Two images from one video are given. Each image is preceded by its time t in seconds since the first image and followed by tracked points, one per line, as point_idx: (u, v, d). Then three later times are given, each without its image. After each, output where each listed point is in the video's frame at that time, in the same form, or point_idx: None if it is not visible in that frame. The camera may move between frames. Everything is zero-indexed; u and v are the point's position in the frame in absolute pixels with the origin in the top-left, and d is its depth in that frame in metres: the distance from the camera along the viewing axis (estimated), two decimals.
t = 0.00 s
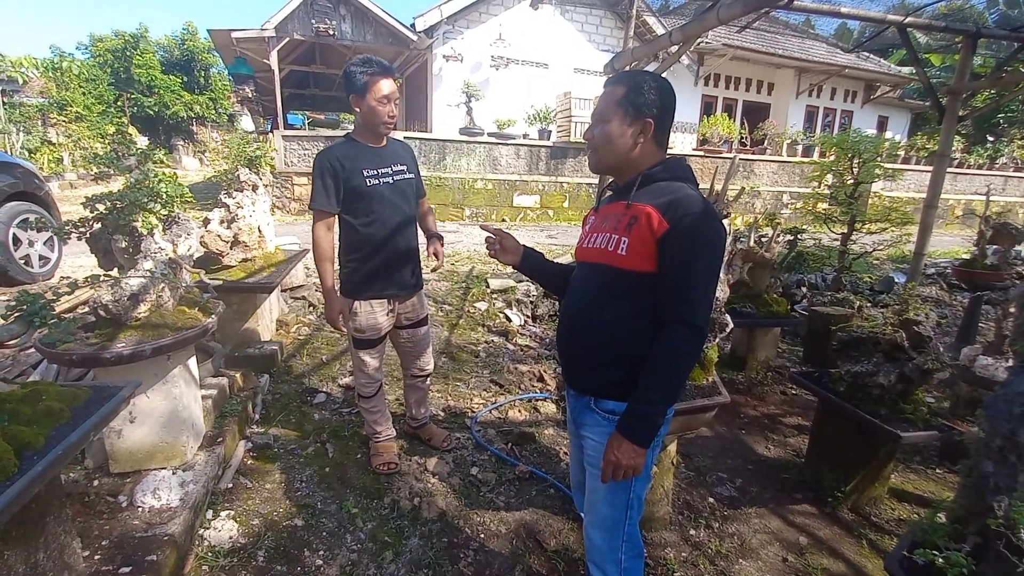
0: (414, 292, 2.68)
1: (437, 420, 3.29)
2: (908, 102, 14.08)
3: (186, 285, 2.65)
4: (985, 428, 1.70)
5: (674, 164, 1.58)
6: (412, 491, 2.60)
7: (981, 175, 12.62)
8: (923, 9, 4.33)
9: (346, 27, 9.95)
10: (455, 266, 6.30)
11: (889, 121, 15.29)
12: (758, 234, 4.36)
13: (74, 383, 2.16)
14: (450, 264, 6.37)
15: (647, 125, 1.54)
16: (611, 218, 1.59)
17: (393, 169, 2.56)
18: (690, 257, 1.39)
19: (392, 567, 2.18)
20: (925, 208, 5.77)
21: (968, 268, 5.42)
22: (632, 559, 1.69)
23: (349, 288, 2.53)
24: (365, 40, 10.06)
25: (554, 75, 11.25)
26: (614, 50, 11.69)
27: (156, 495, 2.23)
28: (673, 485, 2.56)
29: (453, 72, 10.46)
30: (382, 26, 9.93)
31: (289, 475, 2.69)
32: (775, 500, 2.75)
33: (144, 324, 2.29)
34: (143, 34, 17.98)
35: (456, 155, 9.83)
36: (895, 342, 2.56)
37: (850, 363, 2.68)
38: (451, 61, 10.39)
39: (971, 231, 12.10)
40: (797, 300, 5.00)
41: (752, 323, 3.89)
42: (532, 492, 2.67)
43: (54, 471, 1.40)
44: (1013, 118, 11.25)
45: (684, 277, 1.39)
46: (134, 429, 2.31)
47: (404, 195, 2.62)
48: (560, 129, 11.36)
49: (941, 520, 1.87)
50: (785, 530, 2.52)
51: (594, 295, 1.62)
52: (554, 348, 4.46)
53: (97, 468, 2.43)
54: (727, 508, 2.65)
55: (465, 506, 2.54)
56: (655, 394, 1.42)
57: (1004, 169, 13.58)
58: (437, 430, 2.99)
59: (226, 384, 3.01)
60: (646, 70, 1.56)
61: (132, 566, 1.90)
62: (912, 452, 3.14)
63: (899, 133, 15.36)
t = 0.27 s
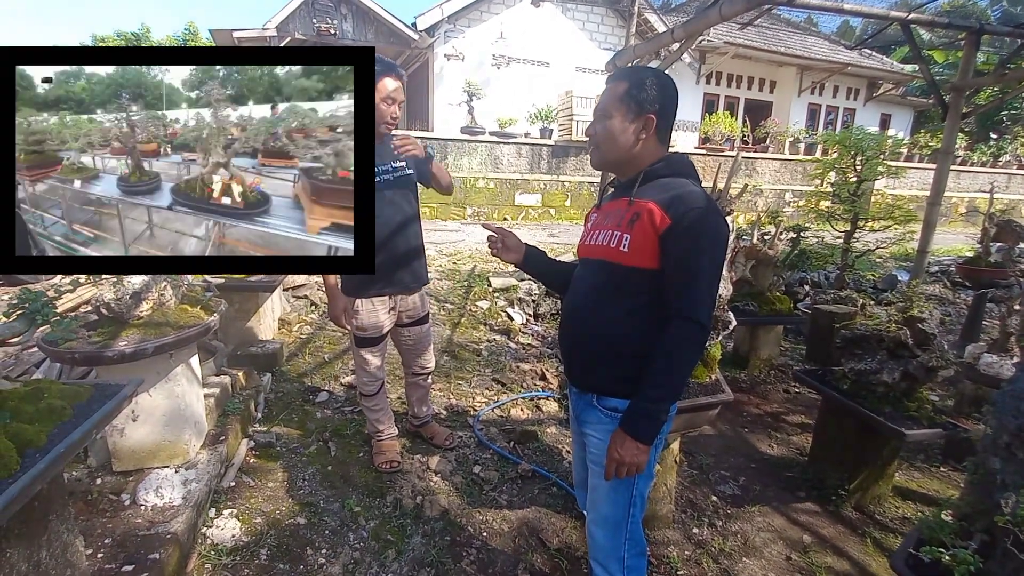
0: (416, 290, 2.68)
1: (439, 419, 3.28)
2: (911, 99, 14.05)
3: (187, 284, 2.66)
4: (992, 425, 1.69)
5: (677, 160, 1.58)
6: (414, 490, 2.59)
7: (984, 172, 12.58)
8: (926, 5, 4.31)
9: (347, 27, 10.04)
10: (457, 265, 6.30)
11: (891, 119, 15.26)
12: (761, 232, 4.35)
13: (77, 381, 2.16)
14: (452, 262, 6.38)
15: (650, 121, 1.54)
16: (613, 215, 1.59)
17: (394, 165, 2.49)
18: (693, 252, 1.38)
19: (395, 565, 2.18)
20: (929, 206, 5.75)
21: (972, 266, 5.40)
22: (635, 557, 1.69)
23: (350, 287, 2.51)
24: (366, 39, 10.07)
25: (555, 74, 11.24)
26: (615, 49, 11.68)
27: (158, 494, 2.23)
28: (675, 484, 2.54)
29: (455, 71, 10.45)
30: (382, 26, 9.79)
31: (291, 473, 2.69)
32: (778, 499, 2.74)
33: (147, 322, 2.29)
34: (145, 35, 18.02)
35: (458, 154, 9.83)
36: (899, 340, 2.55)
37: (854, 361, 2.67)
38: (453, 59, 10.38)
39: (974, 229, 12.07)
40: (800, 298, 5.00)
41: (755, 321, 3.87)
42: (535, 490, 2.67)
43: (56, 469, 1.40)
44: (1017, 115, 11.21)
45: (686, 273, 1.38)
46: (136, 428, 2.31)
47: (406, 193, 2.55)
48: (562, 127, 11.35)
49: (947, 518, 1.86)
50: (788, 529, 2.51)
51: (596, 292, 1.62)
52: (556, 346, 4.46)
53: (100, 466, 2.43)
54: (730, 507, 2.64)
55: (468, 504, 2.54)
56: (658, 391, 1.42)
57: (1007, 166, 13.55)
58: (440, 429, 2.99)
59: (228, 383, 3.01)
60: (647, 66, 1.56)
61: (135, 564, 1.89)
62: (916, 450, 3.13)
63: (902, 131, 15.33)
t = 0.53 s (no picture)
0: (417, 289, 2.67)
1: (441, 418, 3.28)
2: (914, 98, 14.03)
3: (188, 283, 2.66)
4: (998, 424, 1.68)
5: (680, 158, 1.57)
6: (416, 489, 2.59)
7: (987, 171, 12.56)
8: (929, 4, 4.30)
9: (348, 27, 10.04)
10: (458, 264, 6.30)
11: (894, 118, 15.22)
12: (763, 231, 4.33)
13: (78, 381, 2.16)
14: (453, 262, 6.37)
15: (652, 119, 1.53)
16: (615, 214, 1.58)
17: (392, 163, 2.47)
18: (695, 250, 1.37)
19: (397, 565, 2.17)
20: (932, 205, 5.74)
21: (976, 265, 5.35)
22: (637, 557, 1.68)
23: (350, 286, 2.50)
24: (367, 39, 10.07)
25: (556, 73, 11.23)
26: (617, 48, 11.66)
27: (160, 493, 2.23)
28: (677, 483, 2.53)
29: (456, 70, 10.44)
30: (383, 25, 9.80)
31: (293, 472, 2.68)
32: (781, 499, 2.73)
33: (148, 321, 2.29)
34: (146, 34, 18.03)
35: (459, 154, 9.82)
36: (902, 339, 2.55)
37: (857, 360, 2.66)
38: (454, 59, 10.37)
39: (977, 228, 12.04)
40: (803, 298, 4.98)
41: (757, 320, 3.87)
42: (537, 490, 2.66)
43: (58, 468, 1.40)
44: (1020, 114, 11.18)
45: (689, 271, 1.37)
46: (138, 427, 2.31)
47: (405, 190, 2.53)
48: (563, 126, 11.34)
49: (953, 518, 1.85)
50: (791, 528, 2.50)
51: (598, 291, 1.61)
52: (558, 346, 4.45)
53: (101, 466, 2.43)
54: (732, 506, 2.63)
55: (470, 504, 2.53)
56: (660, 390, 1.41)
57: (1010, 166, 13.52)
58: (441, 428, 2.99)
59: (229, 382, 3.00)
60: (650, 64, 1.55)
61: (137, 563, 1.89)
62: (920, 450, 3.11)
63: (904, 130, 15.30)
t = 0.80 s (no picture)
0: (419, 289, 2.66)
1: (442, 418, 3.27)
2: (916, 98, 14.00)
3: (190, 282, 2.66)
4: (1006, 425, 1.68)
5: (684, 156, 1.56)
6: (418, 489, 2.58)
7: (990, 171, 12.52)
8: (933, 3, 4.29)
9: (350, 26, 10.03)
10: (460, 264, 6.29)
11: (896, 118, 15.19)
12: (766, 231, 4.32)
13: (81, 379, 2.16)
14: (455, 262, 6.36)
15: (656, 117, 1.52)
16: (618, 212, 1.58)
17: (393, 162, 2.47)
18: (699, 249, 1.36)
19: (399, 564, 2.17)
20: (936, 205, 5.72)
21: (979, 265, 5.20)
22: (641, 558, 1.67)
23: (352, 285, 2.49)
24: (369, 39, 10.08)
25: (558, 73, 11.23)
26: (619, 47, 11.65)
27: (162, 492, 2.23)
28: (680, 484, 2.52)
29: (458, 69, 10.43)
30: (385, 25, 9.83)
31: (295, 472, 2.68)
32: (784, 499, 2.72)
33: (150, 320, 2.29)
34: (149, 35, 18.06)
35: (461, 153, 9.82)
36: (906, 339, 2.55)
37: (861, 360, 2.65)
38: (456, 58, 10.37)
39: (981, 228, 12.00)
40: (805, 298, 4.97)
41: (760, 320, 3.86)
42: (539, 490, 2.66)
43: (59, 467, 1.40)
44: None
45: (693, 270, 1.37)
46: (140, 426, 2.31)
47: (407, 189, 2.52)
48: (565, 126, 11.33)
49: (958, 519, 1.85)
50: (794, 529, 2.49)
51: (601, 290, 1.61)
52: (560, 345, 4.44)
53: (103, 465, 2.43)
54: (735, 507, 2.62)
55: (472, 504, 2.53)
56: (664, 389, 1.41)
57: (1014, 166, 13.48)
58: (443, 428, 2.98)
59: (231, 381, 3.00)
60: (653, 61, 1.54)
61: (139, 562, 1.89)
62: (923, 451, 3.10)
63: (907, 130, 15.27)
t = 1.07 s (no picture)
0: (419, 288, 2.65)
1: (443, 418, 3.27)
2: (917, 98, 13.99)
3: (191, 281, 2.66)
4: (1010, 424, 1.69)
5: (686, 155, 1.56)
6: (418, 489, 2.58)
7: (990, 172, 12.52)
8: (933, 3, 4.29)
9: (351, 26, 10.03)
10: (460, 264, 6.29)
11: (897, 118, 15.18)
12: (767, 231, 4.32)
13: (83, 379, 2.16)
14: (455, 262, 6.36)
15: (658, 116, 1.52)
16: (620, 212, 1.58)
17: (396, 162, 2.46)
18: (703, 249, 1.36)
19: (399, 565, 2.16)
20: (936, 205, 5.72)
21: (981, 265, 5.24)
22: (643, 559, 1.67)
23: (354, 285, 2.49)
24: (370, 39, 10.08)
25: (559, 73, 11.22)
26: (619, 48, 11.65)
27: (162, 492, 2.22)
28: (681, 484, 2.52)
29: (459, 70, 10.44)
30: (386, 25, 9.85)
31: (295, 472, 2.67)
32: (785, 500, 2.71)
33: (151, 319, 2.29)
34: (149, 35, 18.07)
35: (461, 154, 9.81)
36: (908, 339, 2.55)
37: (862, 361, 2.65)
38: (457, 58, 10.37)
39: (982, 228, 11.98)
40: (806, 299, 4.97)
41: (761, 320, 3.85)
42: (540, 490, 2.65)
43: (59, 466, 1.39)
44: None
45: (696, 270, 1.36)
46: (140, 426, 2.31)
47: (407, 190, 2.51)
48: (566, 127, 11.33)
49: (961, 520, 1.85)
50: (795, 530, 2.48)
51: (604, 290, 1.60)
52: (560, 346, 4.44)
53: (103, 464, 2.42)
54: (736, 507, 2.62)
55: (472, 504, 2.52)
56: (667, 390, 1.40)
57: (1015, 166, 13.47)
58: (444, 428, 2.98)
59: (232, 381, 3.00)
60: (655, 60, 1.54)
61: (139, 562, 1.89)
62: (925, 451, 3.10)
63: (907, 130, 15.27)
